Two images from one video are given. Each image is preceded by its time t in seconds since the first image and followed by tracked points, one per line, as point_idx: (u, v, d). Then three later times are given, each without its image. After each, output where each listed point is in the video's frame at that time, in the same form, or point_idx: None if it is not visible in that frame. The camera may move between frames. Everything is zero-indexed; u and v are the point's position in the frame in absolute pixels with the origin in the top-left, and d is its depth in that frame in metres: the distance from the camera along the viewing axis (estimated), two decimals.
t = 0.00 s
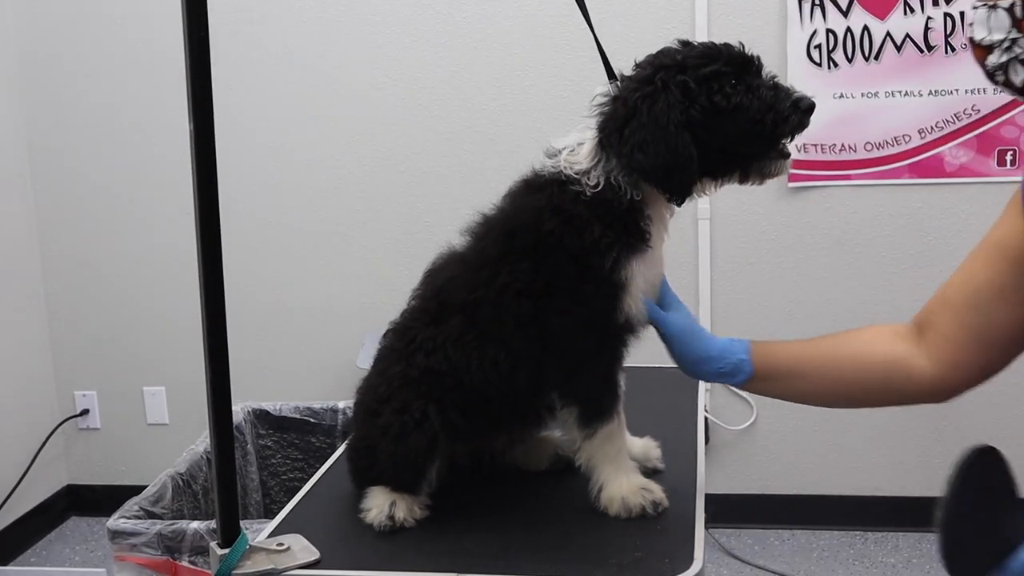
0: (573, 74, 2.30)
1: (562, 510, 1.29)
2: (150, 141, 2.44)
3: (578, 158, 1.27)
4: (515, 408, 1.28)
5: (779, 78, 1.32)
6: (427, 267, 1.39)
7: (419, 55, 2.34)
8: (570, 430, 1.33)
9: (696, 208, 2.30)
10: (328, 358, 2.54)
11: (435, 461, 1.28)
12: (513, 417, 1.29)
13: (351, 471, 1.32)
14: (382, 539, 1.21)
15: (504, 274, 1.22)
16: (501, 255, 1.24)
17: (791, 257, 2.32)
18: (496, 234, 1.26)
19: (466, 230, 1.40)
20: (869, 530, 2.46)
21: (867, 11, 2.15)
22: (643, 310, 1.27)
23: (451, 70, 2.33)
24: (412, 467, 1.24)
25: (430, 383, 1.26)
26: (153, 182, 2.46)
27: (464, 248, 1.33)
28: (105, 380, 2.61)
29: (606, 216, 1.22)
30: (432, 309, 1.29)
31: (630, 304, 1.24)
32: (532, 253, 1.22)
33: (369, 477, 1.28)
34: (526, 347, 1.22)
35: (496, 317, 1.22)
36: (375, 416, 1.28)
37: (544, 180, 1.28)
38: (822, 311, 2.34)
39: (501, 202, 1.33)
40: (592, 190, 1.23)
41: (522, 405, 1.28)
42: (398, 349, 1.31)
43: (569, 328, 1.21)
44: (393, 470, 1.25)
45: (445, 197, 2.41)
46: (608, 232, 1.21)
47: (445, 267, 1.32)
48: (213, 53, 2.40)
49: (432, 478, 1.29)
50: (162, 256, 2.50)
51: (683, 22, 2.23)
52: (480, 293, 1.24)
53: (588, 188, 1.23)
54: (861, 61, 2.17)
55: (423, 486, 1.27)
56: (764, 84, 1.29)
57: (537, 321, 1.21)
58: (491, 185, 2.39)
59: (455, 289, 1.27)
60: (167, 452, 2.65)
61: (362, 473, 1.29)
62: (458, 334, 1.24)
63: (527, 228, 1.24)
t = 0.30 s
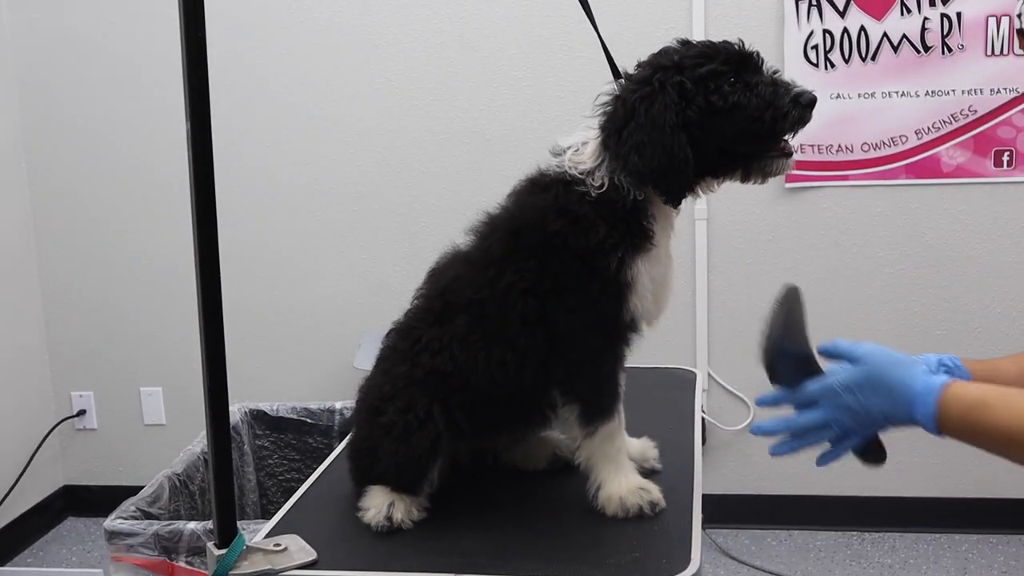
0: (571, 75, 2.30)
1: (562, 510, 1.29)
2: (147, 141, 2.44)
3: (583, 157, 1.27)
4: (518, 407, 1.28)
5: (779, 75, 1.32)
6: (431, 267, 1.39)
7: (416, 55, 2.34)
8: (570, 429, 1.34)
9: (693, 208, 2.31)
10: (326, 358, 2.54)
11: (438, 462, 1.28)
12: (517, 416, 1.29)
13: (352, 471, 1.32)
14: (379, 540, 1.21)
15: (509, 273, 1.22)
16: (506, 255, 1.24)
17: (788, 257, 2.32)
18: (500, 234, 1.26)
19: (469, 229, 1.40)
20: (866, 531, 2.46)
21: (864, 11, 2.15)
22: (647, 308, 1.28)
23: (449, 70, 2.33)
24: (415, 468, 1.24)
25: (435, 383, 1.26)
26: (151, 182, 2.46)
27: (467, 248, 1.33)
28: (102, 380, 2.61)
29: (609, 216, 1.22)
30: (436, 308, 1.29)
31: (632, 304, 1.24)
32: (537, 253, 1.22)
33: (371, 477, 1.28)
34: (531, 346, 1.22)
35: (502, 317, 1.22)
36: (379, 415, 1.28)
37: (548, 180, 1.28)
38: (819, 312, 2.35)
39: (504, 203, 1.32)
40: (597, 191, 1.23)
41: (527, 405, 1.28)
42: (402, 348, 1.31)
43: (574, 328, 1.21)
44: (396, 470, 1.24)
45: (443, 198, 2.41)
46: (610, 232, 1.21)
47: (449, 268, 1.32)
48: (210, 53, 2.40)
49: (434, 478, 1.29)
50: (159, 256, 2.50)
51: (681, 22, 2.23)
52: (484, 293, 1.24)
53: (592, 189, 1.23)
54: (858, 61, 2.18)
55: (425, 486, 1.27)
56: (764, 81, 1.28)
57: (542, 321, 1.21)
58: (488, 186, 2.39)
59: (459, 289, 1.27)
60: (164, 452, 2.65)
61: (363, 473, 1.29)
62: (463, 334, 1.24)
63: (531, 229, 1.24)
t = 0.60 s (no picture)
0: (571, 75, 2.30)
1: (561, 510, 1.29)
2: (147, 141, 2.44)
3: (578, 159, 1.25)
4: (514, 408, 1.28)
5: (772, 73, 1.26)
6: (427, 267, 1.39)
7: (416, 55, 2.33)
8: (569, 430, 1.34)
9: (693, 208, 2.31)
10: (326, 358, 2.54)
11: (434, 462, 1.28)
12: (513, 416, 1.29)
13: (350, 471, 1.32)
14: (379, 540, 1.21)
15: (504, 274, 1.22)
16: (501, 256, 1.24)
17: (788, 257, 2.32)
18: (496, 235, 1.26)
19: (466, 229, 1.40)
20: (866, 531, 2.46)
21: (864, 12, 2.15)
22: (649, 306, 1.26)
23: (449, 70, 2.33)
24: (411, 468, 1.24)
25: (430, 385, 1.26)
26: (151, 182, 2.46)
27: (463, 249, 1.33)
28: (102, 381, 2.61)
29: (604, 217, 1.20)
30: (431, 310, 1.29)
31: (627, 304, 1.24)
32: (532, 254, 1.22)
33: (368, 477, 1.28)
34: (527, 347, 1.22)
35: (496, 319, 1.22)
36: (375, 416, 1.29)
37: (542, 180, 1.28)
38: (819, 312, 2.35)
39: (501, 203, 1.32)
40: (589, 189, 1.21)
41: (523, 405, 1.28)
42: (398, 349, 1.31)
43: (569, 329, 1.21)
44: (392, 471, 1.24)
45: (443, 198, 2.41)
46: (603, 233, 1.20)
47: (445, 269, 1.32)
48: (210, 53, 2.40)
49: (432, 478, 1.30)
50: (159, 256, 2.50)
51: (681, 23, 2.23)
52: (479, 294, 1.24)
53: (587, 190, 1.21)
54: (859, 61, 2.18)
55: (424, 486, 1.28)
56: (759, 80, 1.22)
57: (537, 322, 1.21)
58: (489, 186, 2.39)
59: (453, 290, 1.27)
60: (164, 452, 2.65)
61: (360, 473, 1.29)
62: (458, 335, 1.24)
63: (526, 230, 1.23)
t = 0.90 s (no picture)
0: (570, 75, 2.30)
1: (560, 510, 1.29)
2: (147, 141, 2.44)
3: (575, 161, 1.25)
4: (512, 408, 1.28)
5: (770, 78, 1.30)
6: (426, 267, 1.39)
7: (415, 55, 2.33)
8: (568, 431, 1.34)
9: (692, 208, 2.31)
10: (324, 357, 2.54)
11: (431, 461, 1.28)
12: (511, 416, 1.29)
13: (348, 471, 1.32)
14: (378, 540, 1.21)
15: (502, 275, 1.22)
16: (500, 256, 1.24)
17: (787, 257, 2.32)
18: (495, 235, 1.26)
19: (466, 229, 1.39)
20: (865, 531, 2.46)
21: (862, 12, 2.16)
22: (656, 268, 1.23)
23: (448, 70, 2.33)
24: (409, 467, 1.25)
25: (429, 385, 1.26)
26: (150, 182, 2.46)
27: (462, 249, 1.33)
28: (102, 380, 2.61)
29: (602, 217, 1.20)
30: (429, 310, 1.29)
31: (627, 305, 1.23)
32: (531, 254, 1.22)
33: (367, 477, 1.28)
34: (525, 347, 1.22)
35: (495, 319, 1.22)
36: (373, 416, 1.29)
37: (539, 182, 1.27)
38: (818, 312, 2.35)
39: (501, 203, 1.32)
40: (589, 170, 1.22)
41: (521, 406, 1.28)
42: (397, 349, 1.31)
43: (568, 330, 1.21)
44: (390, 470, 1.24)
45: (442, 198, 2.41)
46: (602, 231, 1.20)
47: (443, 269, 1.32)
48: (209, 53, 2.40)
49: (430, 478, 1.30)
50: (158, 256, 2.50)
51: (680, 23, 2.23)
52: (478, 294, 1.24)
53: (585, 193, 1.21)
54: (857, 61, 2.18)
55: (421, 485, 1.28)
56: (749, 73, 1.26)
57: (535, 322, 1.21)
58: (488, 186, 2.39)
59: (452, 290, 1.27)
60: (163, 451, 2.65)
61: (358, 473, 1.29)
62: (457, 336, 1.24)
63: (524, 231, 1.23)
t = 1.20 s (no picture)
0: (570, 74, 2.30)
1: (559, 510, 1.29)
2: (146, 140, 2.44)
3: (574, 163, 1.27)
4: (511, 409, 1.28)
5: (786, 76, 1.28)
6: (426, 268, 1.39)
7: (415, 55, 2.33)
8: (566, 432, 1.33)
9: (691, 208, 2.31)
10: (323, 357, 2.54)
11: (430, 462, 1.28)
12: (510, 417, 1.29)
13: (346, 472, 1.32)
14: (376, 540, 1.21)
15: (502, 276, 1.22)
16: (499, 257, 1.24)
17: (786, 257, 2.32)
18: (494, 236, 1.26)
19: (465, 230, 1.39)
20: (863, 530, 2.46)
21: (862, 12, 2.16)
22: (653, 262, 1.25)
23: (448, 69, 2.33)
24: (407, 468, 1.25)
25: (428, 386, 1.26)
26: (150, 181, 2.46)
27: (462, 250, 1.33)
28: (101, 380, 2.61)
29: (600, 220, 1.20)
30: (429, 310, 1.29)
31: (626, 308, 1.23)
32: (529, 254, 1.22)
33: (365, 477, 1.28)
34: (524, 348, 1.22)
35: (494, 320, 1.22)
36: (372, 416, 1.29)
37: (540, 185, 1.27)
38: (817, 313, 2.35)
39: (501, 204, 1.32)
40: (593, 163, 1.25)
41: (520, 406, 1.28)
42: (396, 350, 1.31)
43: (568, 331, 1.20)
44: (388, 471, 1.24)
45: (441, 197, 2.41)
46: (600, 233, 1.20)
47: (443, 270, 1.31)
48: (209, 53, 2.40)
49: (428, 478, 1.30)
50: (158, 255, 2.50)
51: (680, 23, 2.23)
52: (478, 295, 1.24)
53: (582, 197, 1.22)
54: (857, 61, 2.18)
55: (420, 485, 1.28)
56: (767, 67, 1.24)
57: (534, 323, 1.21)
58: (487, 186, 2.40)
59: (451, 291, 1.27)
60: (162, 450, 2.65)
61: (356, 474, 1.29)
62: (456, 337, 1.24)
63: (523, 232, 1.23)
